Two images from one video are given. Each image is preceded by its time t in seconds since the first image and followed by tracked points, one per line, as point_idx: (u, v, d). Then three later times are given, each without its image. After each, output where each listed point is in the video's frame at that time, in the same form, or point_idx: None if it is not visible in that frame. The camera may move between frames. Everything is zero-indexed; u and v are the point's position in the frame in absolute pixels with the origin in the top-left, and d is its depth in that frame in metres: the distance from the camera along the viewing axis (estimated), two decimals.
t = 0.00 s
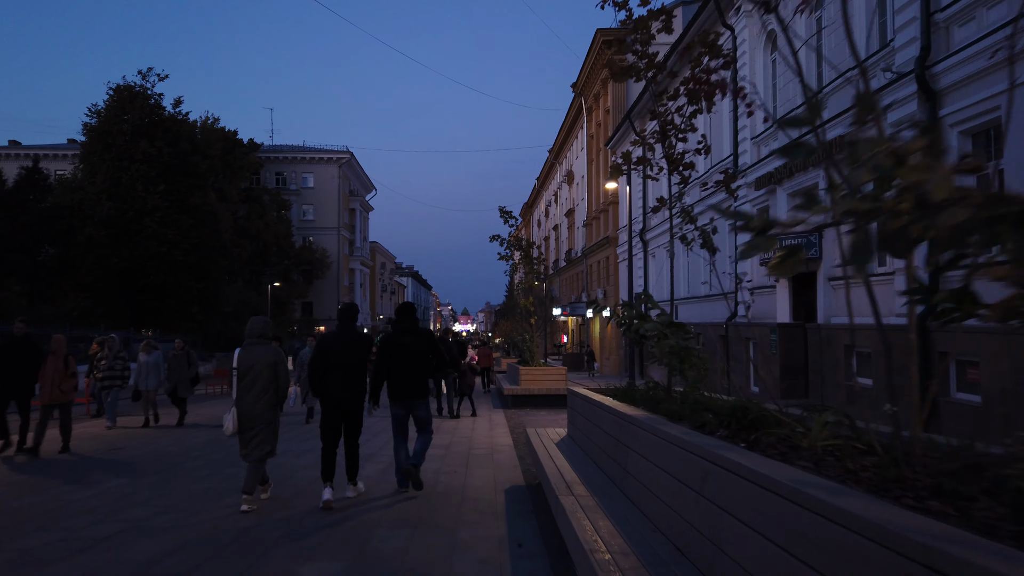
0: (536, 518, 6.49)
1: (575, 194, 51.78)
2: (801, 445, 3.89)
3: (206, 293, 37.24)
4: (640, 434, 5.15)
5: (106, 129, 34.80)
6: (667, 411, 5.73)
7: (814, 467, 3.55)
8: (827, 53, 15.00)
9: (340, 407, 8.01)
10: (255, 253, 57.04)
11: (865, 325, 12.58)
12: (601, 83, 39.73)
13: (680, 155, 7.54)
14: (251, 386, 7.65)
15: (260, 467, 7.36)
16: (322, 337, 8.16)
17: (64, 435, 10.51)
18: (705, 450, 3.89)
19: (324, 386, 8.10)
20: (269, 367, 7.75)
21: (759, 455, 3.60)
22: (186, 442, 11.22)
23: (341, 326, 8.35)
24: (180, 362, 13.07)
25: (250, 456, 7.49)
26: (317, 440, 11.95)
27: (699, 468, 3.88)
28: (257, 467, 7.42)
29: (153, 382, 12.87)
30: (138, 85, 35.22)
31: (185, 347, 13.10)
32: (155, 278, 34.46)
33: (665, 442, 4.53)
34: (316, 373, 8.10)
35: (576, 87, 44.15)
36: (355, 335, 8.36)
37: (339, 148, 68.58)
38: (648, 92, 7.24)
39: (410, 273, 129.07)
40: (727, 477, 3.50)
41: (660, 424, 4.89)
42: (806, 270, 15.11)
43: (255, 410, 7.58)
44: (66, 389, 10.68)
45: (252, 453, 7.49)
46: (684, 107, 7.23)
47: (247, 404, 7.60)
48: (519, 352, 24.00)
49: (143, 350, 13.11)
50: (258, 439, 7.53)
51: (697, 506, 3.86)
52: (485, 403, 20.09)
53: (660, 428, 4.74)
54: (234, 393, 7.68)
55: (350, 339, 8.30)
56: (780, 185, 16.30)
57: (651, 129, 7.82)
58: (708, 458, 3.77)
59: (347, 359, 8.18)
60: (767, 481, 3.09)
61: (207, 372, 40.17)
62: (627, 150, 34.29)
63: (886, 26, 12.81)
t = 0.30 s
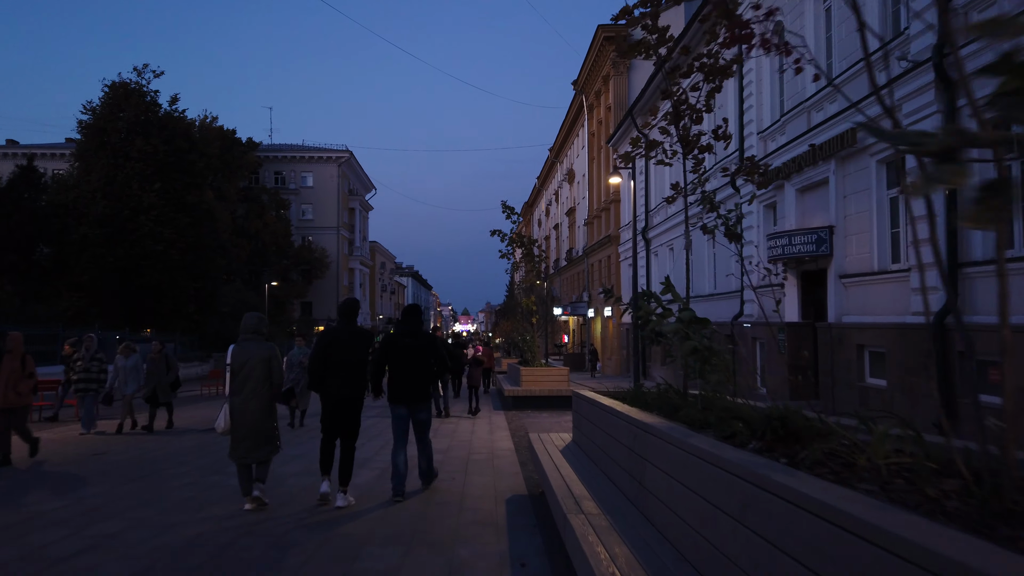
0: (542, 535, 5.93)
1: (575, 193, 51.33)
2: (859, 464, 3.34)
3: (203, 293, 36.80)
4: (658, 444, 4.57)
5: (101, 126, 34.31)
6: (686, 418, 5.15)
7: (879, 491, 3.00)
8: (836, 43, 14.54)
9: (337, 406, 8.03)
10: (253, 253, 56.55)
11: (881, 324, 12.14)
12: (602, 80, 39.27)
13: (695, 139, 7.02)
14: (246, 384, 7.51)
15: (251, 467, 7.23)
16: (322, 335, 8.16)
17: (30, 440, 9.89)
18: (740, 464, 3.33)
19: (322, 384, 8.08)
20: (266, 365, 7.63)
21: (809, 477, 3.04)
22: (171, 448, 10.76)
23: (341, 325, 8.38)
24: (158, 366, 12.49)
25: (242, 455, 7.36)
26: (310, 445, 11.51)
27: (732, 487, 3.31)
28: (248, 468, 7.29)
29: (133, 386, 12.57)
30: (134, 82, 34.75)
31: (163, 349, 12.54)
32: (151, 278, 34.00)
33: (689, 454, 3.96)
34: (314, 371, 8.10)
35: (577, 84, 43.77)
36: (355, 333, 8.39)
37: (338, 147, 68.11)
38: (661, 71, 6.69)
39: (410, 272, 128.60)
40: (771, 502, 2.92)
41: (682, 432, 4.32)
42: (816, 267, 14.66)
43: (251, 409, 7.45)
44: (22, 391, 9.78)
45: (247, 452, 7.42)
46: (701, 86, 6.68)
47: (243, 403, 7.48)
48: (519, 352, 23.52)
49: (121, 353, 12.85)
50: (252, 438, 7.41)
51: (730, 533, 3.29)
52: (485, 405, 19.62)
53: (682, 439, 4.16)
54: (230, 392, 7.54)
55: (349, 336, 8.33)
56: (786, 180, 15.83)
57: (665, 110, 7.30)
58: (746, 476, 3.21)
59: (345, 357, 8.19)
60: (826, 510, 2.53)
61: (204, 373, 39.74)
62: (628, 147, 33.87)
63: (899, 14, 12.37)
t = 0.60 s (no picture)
0: (545, 556, 5.37)
1: (576, 192, 50.78)
2: (941, 489, 2.77)
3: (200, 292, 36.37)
4: (679, 457, 4.00)
5: (96, 123, 33.85)
6: (709, 428, 4.59)
7: (973, 526, 2.45)
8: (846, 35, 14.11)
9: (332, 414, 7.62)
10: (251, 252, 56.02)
11: (896, 323, 11.67)
12: (604, 77, 38.83)
13: (711, 117, 6.54)
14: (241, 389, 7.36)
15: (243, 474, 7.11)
16: (311, 341, 7.77)
17: None
18: (784, 487, 2.77)
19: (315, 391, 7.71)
20: (259, 371, 7.50)
21: (874, 505, 2.48)
22: (155, 454, 10.29)
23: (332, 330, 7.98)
24: (133, 363, 12.12)
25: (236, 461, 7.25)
26: (302, 450, 11.04)
27: (772, 514, 2.75)
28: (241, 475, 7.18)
29: (103, 385, 11.83)
30: (129, 78, 34.34)
31: (138, 347, 12.20)
32: (147, 277, 33.54)
33: (717, 471, 3.40)
34: (305, 378, 7.73)
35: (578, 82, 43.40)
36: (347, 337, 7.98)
37: (337, 147, 67.63)
38: (673, 45, 6.21)
39: (410, 273, 128.21)
40: (828, 537, 2.36)
41: (707, 446, 3.75)
42: (827, 265, 14.19)
43: (244, 414, 7.34)
44: None
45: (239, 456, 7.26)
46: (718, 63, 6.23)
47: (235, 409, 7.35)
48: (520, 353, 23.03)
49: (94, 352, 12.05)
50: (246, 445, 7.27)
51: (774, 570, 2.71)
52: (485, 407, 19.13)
53: (708, 454, 3.60)
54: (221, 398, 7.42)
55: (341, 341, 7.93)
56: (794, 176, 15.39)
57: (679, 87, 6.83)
58: (791, 502, 2.64)
59: (336, 364, 7.78)
60: (914, 555, 1.97)
61: (200, 374, 39.26)
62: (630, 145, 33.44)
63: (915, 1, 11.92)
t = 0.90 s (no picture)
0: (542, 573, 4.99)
1: (577, 190, 50.33)
2: None
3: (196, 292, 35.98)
4: (679, 464, 3.67)
5: (91, 121, 33.42)
6: (716, 438, 4.25)
7: None
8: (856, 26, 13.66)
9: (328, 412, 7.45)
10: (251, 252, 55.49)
11: (908, 322, 11.27)
12: (605, 74, 38.41)
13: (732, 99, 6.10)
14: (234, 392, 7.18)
15: (240, 475, 6.99)
16: (303, 338, 7.56)
17: None
18: (841, 527, 2.28)
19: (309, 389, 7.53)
20: (252, 370, 7.33)
21: (945, 549, 2.10)
22: (138, 460, 9.91)
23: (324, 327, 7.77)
24: (104, 370, 11.52)
25: (234, 462, 7.14)
26: (292, 455, 10.65)
27: (799, 541, 2.40)
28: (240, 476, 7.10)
29: (70, 391, 11.38)
30: (124, 76, 33.95)
31: (111, 351, 11.62)
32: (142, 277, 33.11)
33: (723, 482, 3.05)
34: (298, 377, 7.55)
35: (578, 79, 42.99)
36: (339, 335, 7.77)
37: (337, 145, 67.19)
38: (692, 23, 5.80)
39: (410, 272, 127.84)
40: None
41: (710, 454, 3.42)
42: (836, 263, 13.78)
43: (238, 415, 7.18)
44: None
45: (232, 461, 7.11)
46: (738, 35, 5.75)
47: (230, 409, 7.20)
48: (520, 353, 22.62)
49: (61, 355, 11.61)
50: (242, 445, 7.15)
51: None
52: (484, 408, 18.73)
53: (711, 462, 3.27)
54: (216, 398, 7.28)
55: (334, 338, 7.71)
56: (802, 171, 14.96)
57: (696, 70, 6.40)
58: (820, 529, 2.31)
59: (330, 362, 7.59)
60: None
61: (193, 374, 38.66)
62: (631, 143, 33.03)
63: None
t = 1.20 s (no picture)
0: None
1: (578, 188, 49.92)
2: None
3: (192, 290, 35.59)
4: (711, 475, 3.19)
5: (86, 118, 33.03)
6: (749, 445, 3.79)
7: None
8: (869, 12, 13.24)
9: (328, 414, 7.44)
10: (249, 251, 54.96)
11: (927, 320, 10.81)
12: (606, 71, 37.98)
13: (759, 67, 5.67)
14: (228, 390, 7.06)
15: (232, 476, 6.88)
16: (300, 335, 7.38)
17: None
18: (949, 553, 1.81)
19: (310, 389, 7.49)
20: (248, 371, 7.22)
21: None
22: (119, 464, 9.44)
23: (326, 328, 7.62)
24: (72, 367, 10.96)
25: (227, 462, 7.03)
26: (284, 456, 10.20)
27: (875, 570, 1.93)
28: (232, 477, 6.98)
29: (38, 393, 10.55)
30: (120, 71, 33.60)
31: (79, 348, 11.13)
32: (138, 275, 32.68)
33: (772, 498, 2.58)
34: (301, 378, 7.50)
35: (579, 76, 42.60)
36: (340, 337, 7.67)
37: (335, 144, 66.75)
38: None
39: (410, 272, 127.36)
40: None
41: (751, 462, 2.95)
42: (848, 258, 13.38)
43: (233, 415, 7.07)
44: None
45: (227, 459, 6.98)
46: None
47: (224, 410, 7.10)
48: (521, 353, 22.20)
49: (25, 353, 10.79)
50: (236, 445, 7.03)
51: None
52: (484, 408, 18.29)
53: (754, 472, 2.80)
54: (210, 399, 7.17)
55: (335, 340, 7.61)
56: (812, 164, 14.58)
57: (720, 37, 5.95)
58: (922, 569, 1.81)
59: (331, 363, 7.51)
60: None
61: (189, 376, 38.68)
62: (635, 136, 32.64)
63: None
